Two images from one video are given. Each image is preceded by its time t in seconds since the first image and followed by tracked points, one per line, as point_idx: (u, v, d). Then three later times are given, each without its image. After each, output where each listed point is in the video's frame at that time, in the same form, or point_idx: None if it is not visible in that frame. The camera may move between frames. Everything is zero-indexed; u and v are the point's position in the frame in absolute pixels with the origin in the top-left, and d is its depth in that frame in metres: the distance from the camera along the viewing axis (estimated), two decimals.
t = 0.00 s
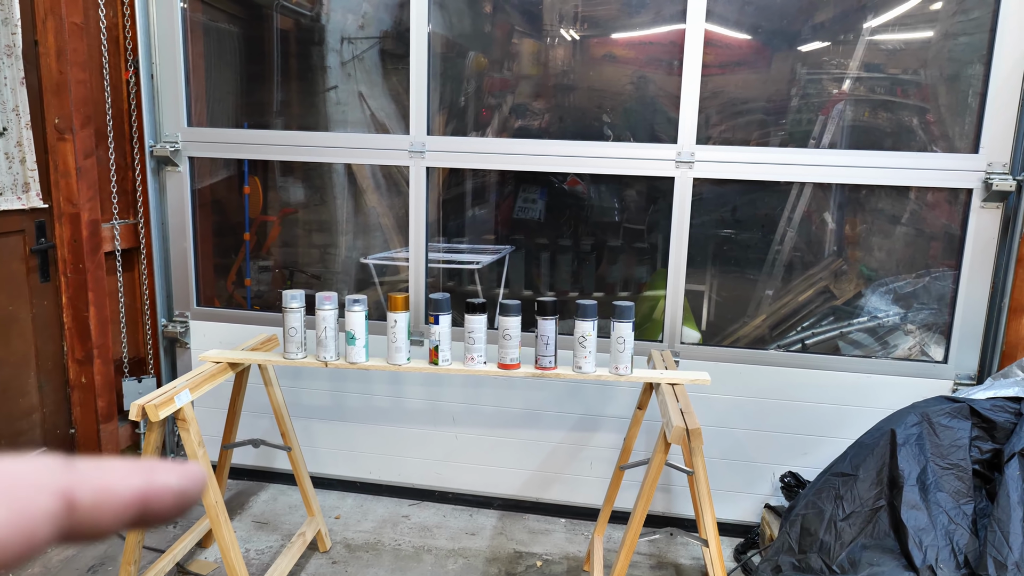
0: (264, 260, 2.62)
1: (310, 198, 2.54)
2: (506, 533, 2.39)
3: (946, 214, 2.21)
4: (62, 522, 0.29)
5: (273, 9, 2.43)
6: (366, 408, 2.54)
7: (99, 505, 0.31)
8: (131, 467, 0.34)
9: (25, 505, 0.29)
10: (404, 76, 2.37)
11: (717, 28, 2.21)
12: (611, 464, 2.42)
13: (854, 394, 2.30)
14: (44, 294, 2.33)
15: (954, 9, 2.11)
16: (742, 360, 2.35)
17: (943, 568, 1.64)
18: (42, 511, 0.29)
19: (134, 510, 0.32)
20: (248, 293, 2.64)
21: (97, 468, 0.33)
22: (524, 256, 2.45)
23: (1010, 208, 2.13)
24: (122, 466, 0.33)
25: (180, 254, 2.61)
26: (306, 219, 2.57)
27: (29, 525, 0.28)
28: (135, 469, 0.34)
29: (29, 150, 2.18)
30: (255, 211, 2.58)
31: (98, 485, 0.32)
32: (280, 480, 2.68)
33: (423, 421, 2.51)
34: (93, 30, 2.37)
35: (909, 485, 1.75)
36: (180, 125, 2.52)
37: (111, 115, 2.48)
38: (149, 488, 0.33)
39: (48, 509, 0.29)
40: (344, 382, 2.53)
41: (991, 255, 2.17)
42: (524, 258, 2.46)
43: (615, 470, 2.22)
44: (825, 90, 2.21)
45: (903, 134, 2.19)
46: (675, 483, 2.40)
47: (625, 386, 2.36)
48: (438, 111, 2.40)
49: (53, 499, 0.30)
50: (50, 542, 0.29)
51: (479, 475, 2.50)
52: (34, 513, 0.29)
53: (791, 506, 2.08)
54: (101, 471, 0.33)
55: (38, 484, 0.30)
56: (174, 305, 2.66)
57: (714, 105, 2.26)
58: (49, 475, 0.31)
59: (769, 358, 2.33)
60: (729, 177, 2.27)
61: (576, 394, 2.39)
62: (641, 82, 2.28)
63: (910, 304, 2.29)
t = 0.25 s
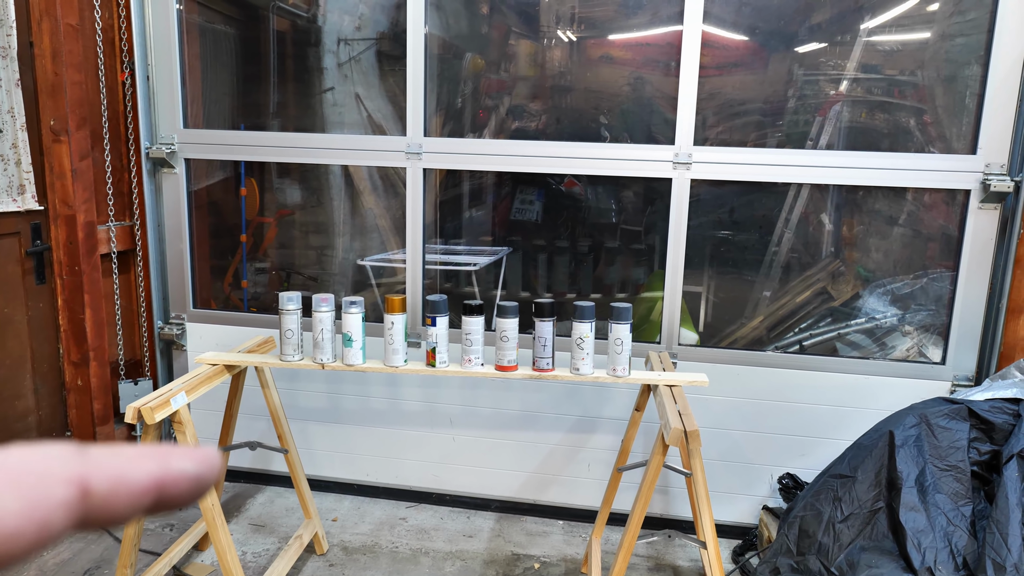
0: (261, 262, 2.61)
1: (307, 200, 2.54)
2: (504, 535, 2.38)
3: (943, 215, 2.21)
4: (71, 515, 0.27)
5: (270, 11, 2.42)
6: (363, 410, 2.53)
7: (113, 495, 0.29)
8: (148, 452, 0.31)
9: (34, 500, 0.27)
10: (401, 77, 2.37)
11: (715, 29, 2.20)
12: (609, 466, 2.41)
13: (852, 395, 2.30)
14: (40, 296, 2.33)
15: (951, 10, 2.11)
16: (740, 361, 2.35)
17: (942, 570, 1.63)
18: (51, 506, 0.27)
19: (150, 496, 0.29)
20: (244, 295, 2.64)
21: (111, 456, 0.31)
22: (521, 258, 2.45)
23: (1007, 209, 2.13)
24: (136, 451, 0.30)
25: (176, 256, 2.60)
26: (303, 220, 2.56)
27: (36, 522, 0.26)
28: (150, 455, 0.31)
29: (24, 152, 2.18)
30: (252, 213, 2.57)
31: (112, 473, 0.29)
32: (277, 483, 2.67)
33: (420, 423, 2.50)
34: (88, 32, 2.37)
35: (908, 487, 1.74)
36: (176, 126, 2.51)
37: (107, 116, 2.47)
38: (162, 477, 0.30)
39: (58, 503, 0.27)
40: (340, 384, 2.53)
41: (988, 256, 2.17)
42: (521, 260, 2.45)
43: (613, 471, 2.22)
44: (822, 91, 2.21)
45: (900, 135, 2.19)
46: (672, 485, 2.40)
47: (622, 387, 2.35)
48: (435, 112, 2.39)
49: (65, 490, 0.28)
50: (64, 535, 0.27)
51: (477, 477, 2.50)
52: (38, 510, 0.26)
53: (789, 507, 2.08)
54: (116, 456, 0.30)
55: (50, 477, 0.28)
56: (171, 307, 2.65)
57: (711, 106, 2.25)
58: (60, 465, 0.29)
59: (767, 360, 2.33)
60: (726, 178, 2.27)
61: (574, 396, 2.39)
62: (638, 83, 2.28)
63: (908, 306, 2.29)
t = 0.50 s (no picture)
0: (258, 262, 2.60)
1: (303, 201, 2.53)
2: (501, 537, 2.38)
3: (940, 216, 2.21)
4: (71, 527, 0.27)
5: (266, 11, 2.41)
6: (359, 412, 2.52)
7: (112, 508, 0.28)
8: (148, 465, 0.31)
9: (35, 512, 0.26)
10: (398, 78, 2.36)
11: (713, 30, 2.20)
12: (607, 467, 2.41)
13: (850, 396, 2.30)
14: (34, 297, 2.31)
15: (948, 11, 2.11)
16: (737, 362, 2.34)
17: (939, 571, 1.63)
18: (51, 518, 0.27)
19: (150, 508, 0.29)
20: (241, 296, 2.62)
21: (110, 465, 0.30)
22: (519, 259, 2.44)
23: (1004, 210, 2.14)
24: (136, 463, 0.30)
25: (172, 256, 2.59)
26: (299, 221, 2.55)
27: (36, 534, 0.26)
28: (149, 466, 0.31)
29: (19, 152, 2.17)
30: (248, 214, 2.56)
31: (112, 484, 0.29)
32: (273, 484, 2.66)
33: (418, 425, 2.50)
34: (83, 32, 2.36)
35: (905, 488, 1.74)
36: (172, 126, 2.50)
37: (102, 116, 2.46)
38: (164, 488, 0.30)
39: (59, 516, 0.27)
40: (337, 385, 2.52)
41: (986, 257, 2.17)
42: (519, 261, 2.45)
43: (611, 473, 2.21)
44: (819, 92, 2.21)
45: (897, 136, 2.19)
46: (670, 486, 2.40)
47: (620, 389, 2.35)
48: (432, 113, 2.38)
49: (64, 503, 0.27)
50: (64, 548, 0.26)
51: (474, 479, 2.49)
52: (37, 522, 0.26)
53: (787, 508, 2.07)
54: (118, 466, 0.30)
55: (50, 488, 0.28)
56: (166, 308, 2.64)
57: (709, 107, 2.25)
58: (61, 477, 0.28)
59: (764, 361, 2.33)
60: (724, 179, 2.26)
61: (571, 397, 2.38)
62: (635, 84, 2.27)
63: (905, 306, 2.29)
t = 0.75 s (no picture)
0: (255, 263, 2.59)
1: (301, 201, 2.52)
2: (499, 538, 2.37)
3: (938, 216, 2.21)
4: (48, 485, 0.35)
5: (263, 11, 2.41)
6: (357, 413, 2.52)
7: (88, 468, 0.38)
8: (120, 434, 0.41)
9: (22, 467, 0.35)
10: (396, 78, 2.36)
11: (710, 30, 2.20)
12: (605, 468, 2.40)
13: (848, 397, 2.30)
14: (31, 298, 2.31)
15: (946, 12, 2.11)
16: (736, 363, 2.34)
17: (939, 572, 1.62)
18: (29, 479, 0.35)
19: (126, 464, 0.40)
20: (238, 296, 2.62)
21: (89, 436, 0.41)
22: (516, 259, 2.44)
23: (1003, 211, 2.14)
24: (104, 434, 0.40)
25: (170, 257, 2.58)
26: (297, 221, 2.55)
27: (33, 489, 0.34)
28: (124, 437, 0.42)
29: (16, 152, 2.16)
30: (246, 214, 2.56)
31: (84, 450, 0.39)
32: (271, 485, 2.66)
33: (415, 426, 2.49)
34: (80, 32, 2.37)
35: (904, 489, 1.74)
36: (169, 127, 2.49)
37: (99, 117, 2.46)
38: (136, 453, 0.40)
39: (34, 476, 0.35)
40: (335, 386, 2.51)
41: (984, 257, 2.17)
42: (517, 261, 2.44)
43: (609, 474, 2.21)
44: (817, 92, 2.21)
45: (895, 137, 2.19)
46: (668, 487, 2.39)
47: (618, 389, 2.34)
48: (430, 113, 2.38)
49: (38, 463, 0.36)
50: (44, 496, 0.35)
51: (472, 480, 2.49)
52: (15, 479, 0.34)
53: (786, 510, 2.07)
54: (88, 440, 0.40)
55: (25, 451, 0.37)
56: (164, 308, 2.63)
57: (707, 107, 2.25)
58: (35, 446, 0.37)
59: (762, 361, 2.33)
60: (722, 179, 2.26)
61: (569, 398, 2.38)
62: (633, 84, 2.27)
63: (904, 307, 2.29)
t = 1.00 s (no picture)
0: (253, 265, 2.59)
1: (299, 204, 2.52)
2: (497, 542, 2.36)
3: (937, 218, 2.20)
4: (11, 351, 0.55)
5: (262, 14, 2.41)
6: (355, 416, 2.51)
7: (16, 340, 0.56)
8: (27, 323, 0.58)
9: None
10: (394, 80, 2.36)
11: (708, 33, 2.20)
12: (604, 472, 2.39)
13: (847, 400, 2.29)
14: (29, 301, 2.30)
15: (943, 14, 2.11)
16: (734, 366, 2.33)
17: None
18: None
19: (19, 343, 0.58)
20: (236, 299, 2.61)
21: None
22: (515, 262, 2.44)
23: (1002, 213, 2.13)
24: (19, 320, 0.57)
25: (167, 260, 2.58)
26: (295, 224, 2.54)
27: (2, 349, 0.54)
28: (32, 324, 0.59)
29: (14, 155, 2.16)
30: (244, 217, 2.55)
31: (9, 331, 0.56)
32: (268, 489, 2.64)
33: (413, 429, 2.48)
34: (79, 34, 2.34)
35: (904, 493, 1.73)
36: (167, 130, 2.49)
37: (97, 119, 2.45)
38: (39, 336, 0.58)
39: None
40: (332, 389, 2.50)
41: (983, 260, 2.16)
42: (515, 264, 2.44)
43: (608, 477, 2.20)
44: (815, 95, 2.21)
45: (893, 139, 2.19)
46: (667, 491, 2.38)
47: (616, 393, 2.34)
48: (428, 115, 2.38)
49: None
50: None
51: (470, 483, 2.48)
52: None
53: (786, 514, 2.06)
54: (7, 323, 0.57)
55: None
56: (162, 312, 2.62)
57: (705, 109, 2.25)
58: None
59: (761, 364, 2.32)
60: (720, 182, 2.26)
61: (568, 401, 2.37)
62: (631, 87, 2.27)
63: (903, 310, 2.28)
